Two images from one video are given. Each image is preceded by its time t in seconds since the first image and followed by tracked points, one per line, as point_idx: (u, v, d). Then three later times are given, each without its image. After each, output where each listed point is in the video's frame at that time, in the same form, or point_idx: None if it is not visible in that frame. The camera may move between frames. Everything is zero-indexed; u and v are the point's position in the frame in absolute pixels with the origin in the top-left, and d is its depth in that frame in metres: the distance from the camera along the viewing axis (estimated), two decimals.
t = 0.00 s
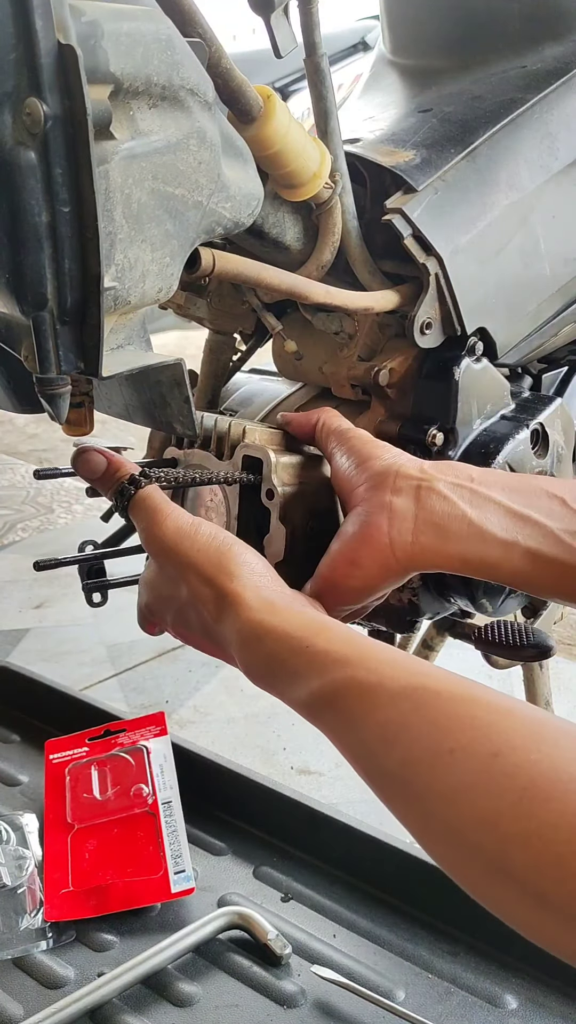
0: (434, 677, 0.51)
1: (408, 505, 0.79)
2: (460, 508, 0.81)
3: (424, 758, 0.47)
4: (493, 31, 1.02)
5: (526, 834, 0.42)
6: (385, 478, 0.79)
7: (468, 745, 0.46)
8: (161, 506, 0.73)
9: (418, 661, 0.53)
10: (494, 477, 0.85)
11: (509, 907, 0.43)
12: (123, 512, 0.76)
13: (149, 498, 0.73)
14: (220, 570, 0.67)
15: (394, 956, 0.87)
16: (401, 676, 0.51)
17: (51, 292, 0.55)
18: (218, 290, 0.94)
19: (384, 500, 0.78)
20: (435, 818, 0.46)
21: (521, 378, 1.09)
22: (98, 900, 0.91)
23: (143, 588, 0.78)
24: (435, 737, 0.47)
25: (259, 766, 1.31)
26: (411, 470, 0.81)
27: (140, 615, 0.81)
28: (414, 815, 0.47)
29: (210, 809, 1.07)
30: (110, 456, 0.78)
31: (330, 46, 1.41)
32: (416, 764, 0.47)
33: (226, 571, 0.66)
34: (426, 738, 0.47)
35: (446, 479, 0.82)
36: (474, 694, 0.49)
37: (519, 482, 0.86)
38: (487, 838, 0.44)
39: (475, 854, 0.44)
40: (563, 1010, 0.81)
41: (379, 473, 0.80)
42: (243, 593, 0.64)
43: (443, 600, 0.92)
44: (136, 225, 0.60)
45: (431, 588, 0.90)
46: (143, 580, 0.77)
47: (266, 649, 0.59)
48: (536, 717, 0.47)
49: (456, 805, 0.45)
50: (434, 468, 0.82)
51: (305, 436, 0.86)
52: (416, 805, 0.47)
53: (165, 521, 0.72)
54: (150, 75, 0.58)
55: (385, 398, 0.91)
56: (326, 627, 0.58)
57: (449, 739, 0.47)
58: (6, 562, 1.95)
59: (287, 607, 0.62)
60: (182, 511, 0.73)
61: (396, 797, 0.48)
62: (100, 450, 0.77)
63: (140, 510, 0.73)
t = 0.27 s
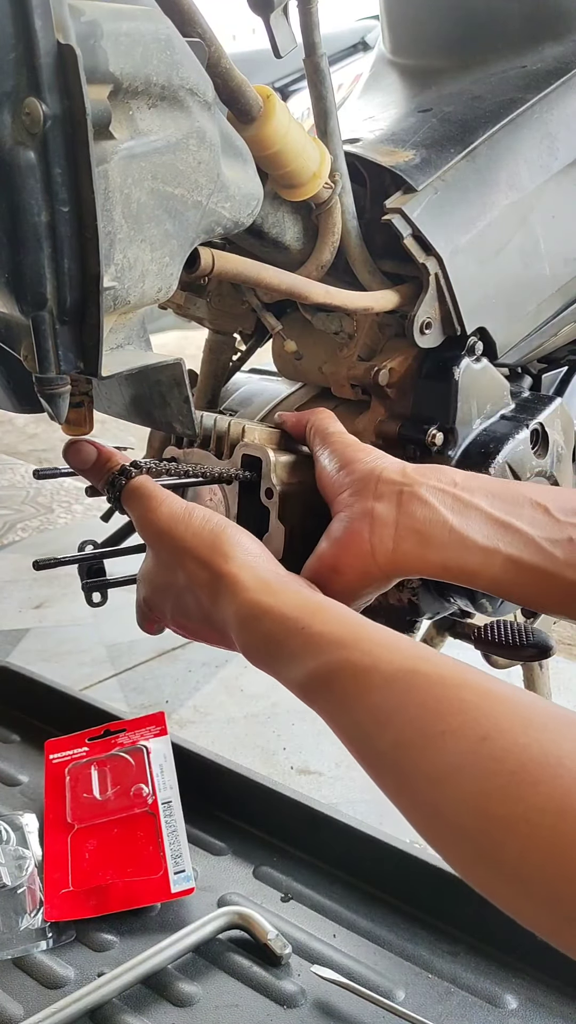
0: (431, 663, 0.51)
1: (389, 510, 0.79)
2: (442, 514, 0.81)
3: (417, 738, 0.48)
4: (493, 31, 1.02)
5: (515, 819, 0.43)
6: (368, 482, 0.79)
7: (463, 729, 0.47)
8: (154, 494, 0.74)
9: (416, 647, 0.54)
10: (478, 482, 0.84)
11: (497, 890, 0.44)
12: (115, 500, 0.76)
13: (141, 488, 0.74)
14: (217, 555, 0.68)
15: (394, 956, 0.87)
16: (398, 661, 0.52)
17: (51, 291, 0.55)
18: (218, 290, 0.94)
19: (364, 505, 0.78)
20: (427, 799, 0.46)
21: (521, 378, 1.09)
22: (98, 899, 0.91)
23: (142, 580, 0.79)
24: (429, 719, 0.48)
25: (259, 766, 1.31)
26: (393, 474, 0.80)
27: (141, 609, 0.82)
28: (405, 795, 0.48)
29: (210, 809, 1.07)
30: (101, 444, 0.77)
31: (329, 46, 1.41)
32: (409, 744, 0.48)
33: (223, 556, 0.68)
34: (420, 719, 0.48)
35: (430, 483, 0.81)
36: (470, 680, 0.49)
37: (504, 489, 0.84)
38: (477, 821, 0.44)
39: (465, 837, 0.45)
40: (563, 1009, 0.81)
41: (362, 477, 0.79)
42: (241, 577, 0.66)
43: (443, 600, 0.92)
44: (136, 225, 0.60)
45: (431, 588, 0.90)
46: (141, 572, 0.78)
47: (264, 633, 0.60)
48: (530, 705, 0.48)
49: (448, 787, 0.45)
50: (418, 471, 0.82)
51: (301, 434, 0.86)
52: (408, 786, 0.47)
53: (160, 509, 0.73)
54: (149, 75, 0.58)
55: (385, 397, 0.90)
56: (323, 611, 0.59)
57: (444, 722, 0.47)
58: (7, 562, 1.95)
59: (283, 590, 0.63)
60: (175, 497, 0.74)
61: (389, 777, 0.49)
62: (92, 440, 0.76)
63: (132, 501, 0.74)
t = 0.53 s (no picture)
0: (445, 678, 0.53)
1: (396, 521, 0.80)
2: (448, 526, 0.81)
3: (437, 755, 0.50)
4: (493, 31, 1.01)
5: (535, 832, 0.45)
6: (378, 491, 0.80)
7: (480, 745, 0.49)
8: (158, 514, 0.74)
9: (428, 661, 0.56)
10: (486, 492, 0.84)
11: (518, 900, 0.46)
12: (123, 521, 0.76)
13: (145, 507, 0.74)
14: (225, 574, 0.69)
15: (394, 956, 0.87)
16: (413, 677, 0.54)
17: (51, 291, 0.55)
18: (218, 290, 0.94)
19: (373, 516, 0.79)
20: (449, 814, 0.48)
21: (521, 378, 1.09)
22: (98, 899, 0.91)
23: (148, 596, 0.79)
24: (448, 736, 0.50)
25: (259, 765, 1.31)
26: (402, 483, 0.81)
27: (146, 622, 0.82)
28: (427, 811, 0.50)
29: (210, 809, 1.07)
30: (106, 459, 0.78)
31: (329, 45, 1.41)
32: (429, 761, 0.50)
33: (233, 573, 0.69)
34: (438, 737, 0.50)
35: (439, 494, 0.82)
36: (485, 696, 0.51)
37: (512, 500, 0.84)
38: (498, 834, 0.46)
39: (486, 850, 0.47)
40: (563, 1009, 0.81)
41: (372, 486, 0.80)
42: (251, 596, 0.67)
43: (444, 600, 0.91)
44: (136, 225, 0.60)
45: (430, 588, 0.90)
46: (147, 588, 0.79)
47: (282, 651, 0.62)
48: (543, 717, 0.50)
49: (469, 803, 0.48)
50: (427, 480, 0.82)
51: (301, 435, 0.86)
52: (429, 801, 0.49)
53: (165, 528, 0.73)
54: (149, 74, 0.58)
55: (384, 397, 0.90)
56: (338, 626, 0.61)
57: (462, 739, 0.49)
58: (6, 562, 1.95)
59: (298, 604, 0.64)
60: (180, 519, 0.74)
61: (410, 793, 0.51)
62: (97, 454, 0.76)
63: (137, 520, 0.74)
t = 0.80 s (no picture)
0: (446, 695, 0.54)
1: (399, 535, 0.81)
2: (449, 539, 0.82)
3: (440, 772, 0.50)
4: (492, 32, 1.01)
5: (539, 846, 0.45)
6: (381, 501, 0.81)
7: (482, 760, 0.49)
8: (166, 532, 0.73)
9: (427, 678, 0.56)
10: (489, 503, 0.85)
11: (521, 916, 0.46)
12: (128, 536, 0.75)
13: (153, 525, 0.74)
14: (232, 595, 0.69)
15: (394, 956, 0.87)
16: (412, 694, 0.54)
17: (51, 292, 0.55)
18: (218, 291, 0.94)
19: (376, 528, 0.80)
20: (451, 832, 0.48)
21: (521, 378, 1.09)
22: (98, 899, 0.91)
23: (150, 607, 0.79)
24: (450, 753, 0.50)
25: (259, 765, 1.31)
26: (404, 492, 0.82)
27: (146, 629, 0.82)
28: (429, 828, 0.50)
29: (210, 809, 1.07)
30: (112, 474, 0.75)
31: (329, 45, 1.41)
32: (431, 778, 0.50)
33: (237, 595, 0.69)
34: (441, 754, 0.50)
35: (441, 505, 0.83)
36: (485, 712, 0.52)
37: (515, 511, 0.85)
38: (502, 851, 0.46)
39: (491, 867, 0.47)
40: (563, 1009, 0.81)
41: (375, 496, 0.80)
42: (257, 616, 0.67)
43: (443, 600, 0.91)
44: (136, 225, 0.60)
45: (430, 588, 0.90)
46: (151, 602, 0.79)
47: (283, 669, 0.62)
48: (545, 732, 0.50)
49: (471, 820, 0.48)
50: (430, 491, 0.83)
51: (298, 437, 0.85)
52: (432, 819, 0.49)
53: (172, 547, 0.73)
54: (149, 74, 0.58)
55: (385, 397, 0.90)
56: (339, 647, 0.61)
57: (464, 755, 0.50)
58: (6, 562, 1.95)
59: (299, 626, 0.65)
60: (185, 538, 0.74)
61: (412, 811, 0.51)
62: (102, 471, 0.73)
63: (144, 537, 0.74)
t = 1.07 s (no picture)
0: (431, 694, 0.54)
1: (383, 565, 0.83)
2: (434, 571, 0.83)
3: (423, 771, 0.50)
4: (492, 32, 1.01)
5: (520, 848, 0.45)
6: (365, 534, 0.81)
7: (465, 760, 0.49)
8: (161, 532, 0.75)
9: (413, 677, 0.56)
10: (476, 533, 0.84)
11: (503, 919, 0.46)
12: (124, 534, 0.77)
13: (148, 524, 0.75)
14: (224, 594, 0.70)
15: (394, 956, 0.87)
16: (398, 694, 0.54)
17: (50, 292, 0.55)
18: (217, 290, 0.94)
19: (361, 559, 0.82)
20: (433, 833, 0.48)
21: (521, 378, 1.09)
22: (98, 899, 0.91)
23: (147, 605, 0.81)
24: (433, 752, 0.50)
25: (259, 765, 1.31)
26: (389, 523, 0.82)
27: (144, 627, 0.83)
28: (411, 827, 0.50)
29: (210, 809, 1.07)
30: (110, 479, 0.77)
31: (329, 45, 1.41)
32: (414, 778, 0.50)
33: (229, 593, 0.70)
34: (424, 753, 0.50)
35: (426, 538, 0.83)
36: (471, 712, 0.52)
37: (503, 540, 0.84)
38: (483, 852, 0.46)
39: (472, 869, 0.47)
40: (563, 1009, 0.81)
41: (359, 529, 0.81)
42: (248, 613, 0.68)
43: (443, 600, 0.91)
44: (135, 225, 0.60)
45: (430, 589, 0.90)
46: (146, 597, 0.80)
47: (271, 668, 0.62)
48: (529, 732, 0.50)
49: (452, 818, 0.48)
50: (417, 521, 0.83)
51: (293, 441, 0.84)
52: (415, 819, 0.49)
53: (166, 547, 0.74)
54: (149, 74, 0.58)
55: (385, 397, 0.90)
56: (326, 645, 0.61)
57: (447, 755, 0.50)
58: (6, 562, 1.95)
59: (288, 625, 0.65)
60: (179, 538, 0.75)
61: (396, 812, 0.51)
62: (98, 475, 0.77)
63: (140, 535, 0.75)
